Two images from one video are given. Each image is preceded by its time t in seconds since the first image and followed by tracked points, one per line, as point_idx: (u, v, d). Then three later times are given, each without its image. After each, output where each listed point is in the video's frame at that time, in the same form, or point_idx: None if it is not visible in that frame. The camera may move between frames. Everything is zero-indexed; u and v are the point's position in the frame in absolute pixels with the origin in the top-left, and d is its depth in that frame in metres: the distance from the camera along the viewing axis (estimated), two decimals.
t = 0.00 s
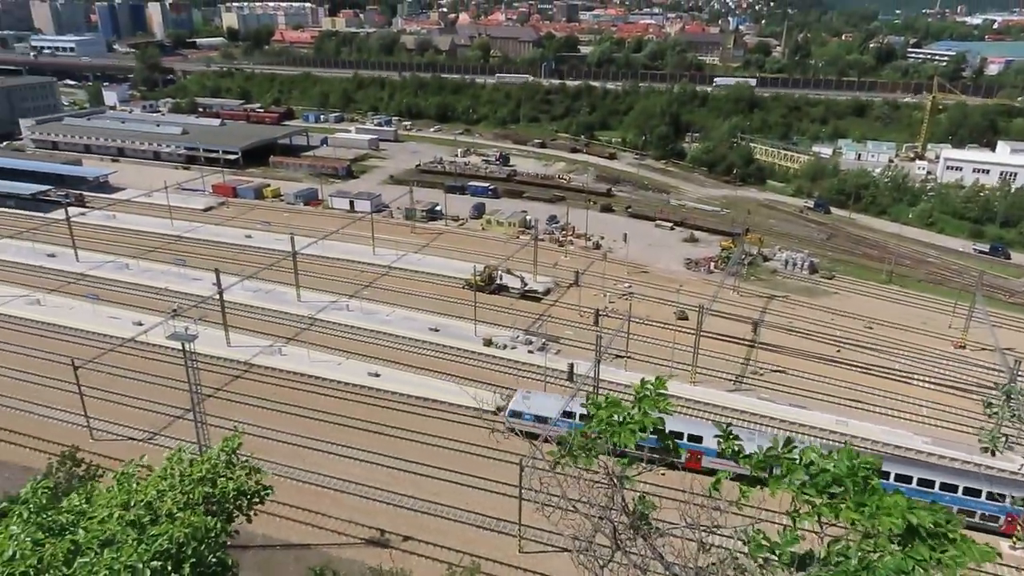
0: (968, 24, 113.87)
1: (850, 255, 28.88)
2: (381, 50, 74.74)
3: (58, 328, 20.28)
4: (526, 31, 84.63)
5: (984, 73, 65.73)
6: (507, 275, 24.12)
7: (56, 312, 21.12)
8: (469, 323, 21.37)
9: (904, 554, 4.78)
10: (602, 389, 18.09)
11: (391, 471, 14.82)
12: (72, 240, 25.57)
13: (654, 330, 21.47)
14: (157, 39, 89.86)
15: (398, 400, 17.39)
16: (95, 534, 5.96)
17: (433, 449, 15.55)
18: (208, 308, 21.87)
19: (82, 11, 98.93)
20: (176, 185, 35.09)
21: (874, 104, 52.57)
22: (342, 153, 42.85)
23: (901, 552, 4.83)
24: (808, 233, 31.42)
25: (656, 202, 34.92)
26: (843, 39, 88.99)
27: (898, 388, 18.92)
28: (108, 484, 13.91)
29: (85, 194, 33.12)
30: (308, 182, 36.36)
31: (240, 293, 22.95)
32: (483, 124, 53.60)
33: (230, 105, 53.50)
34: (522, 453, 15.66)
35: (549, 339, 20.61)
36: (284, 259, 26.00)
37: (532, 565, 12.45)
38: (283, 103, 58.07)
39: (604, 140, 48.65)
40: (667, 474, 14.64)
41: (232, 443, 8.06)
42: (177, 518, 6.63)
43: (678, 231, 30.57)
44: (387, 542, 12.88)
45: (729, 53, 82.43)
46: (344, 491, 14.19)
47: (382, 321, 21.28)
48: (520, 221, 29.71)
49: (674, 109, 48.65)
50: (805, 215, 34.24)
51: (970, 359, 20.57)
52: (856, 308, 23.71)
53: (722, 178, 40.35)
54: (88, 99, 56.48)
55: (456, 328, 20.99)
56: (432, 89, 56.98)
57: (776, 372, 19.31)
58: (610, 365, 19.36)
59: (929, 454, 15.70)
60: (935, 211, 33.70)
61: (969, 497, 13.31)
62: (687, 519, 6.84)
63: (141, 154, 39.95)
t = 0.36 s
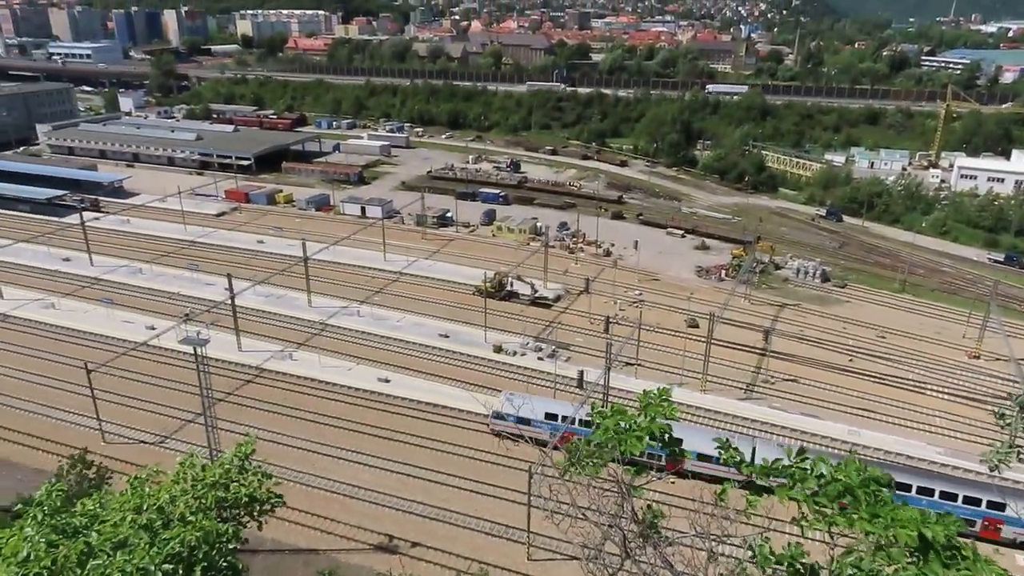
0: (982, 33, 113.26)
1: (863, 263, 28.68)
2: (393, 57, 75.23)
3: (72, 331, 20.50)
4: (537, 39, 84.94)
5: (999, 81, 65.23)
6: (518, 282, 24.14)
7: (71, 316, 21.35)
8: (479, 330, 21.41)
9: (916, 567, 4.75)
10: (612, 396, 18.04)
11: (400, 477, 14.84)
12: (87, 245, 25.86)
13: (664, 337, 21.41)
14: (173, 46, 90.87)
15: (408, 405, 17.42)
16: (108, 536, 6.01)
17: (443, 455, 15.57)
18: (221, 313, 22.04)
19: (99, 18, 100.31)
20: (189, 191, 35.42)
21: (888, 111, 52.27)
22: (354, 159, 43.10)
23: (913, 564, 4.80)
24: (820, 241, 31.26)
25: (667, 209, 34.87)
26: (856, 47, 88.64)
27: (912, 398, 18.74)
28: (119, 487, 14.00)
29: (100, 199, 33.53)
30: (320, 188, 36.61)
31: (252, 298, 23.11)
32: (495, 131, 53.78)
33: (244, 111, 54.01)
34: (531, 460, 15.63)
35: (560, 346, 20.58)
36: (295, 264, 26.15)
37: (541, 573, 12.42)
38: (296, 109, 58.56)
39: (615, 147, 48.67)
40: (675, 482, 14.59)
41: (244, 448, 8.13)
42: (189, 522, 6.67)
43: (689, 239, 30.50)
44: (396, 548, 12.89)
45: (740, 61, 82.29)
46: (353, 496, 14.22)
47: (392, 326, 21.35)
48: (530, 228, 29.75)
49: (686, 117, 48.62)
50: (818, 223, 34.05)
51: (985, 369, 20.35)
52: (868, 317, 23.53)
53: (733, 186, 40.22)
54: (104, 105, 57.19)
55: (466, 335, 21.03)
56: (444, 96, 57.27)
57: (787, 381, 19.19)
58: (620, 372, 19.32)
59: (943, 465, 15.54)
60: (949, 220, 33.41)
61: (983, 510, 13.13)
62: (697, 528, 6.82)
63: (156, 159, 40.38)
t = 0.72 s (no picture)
0: (998, 39, 112.33)
1: (877, 271, 28.44)
2: (407, 64, 75.73)
3: (87, 335, 20.73)
4: (550, 45, 85.22)
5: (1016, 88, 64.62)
6: (530, 288, 24.18)
7: (87, 320, 21.62)
8: (490, 336, 21.43)
9: None
10: (623, 403, 17.99)
11: (412, 483, 14.86)
12: (103, 249, 26.17)
13: (676, 344, 21.32)
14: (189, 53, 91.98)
15: (419, 411, 17.46)
16: (122, 539, 6.08)
17: (454, 461, 15.58)
18: (234, 317, 22.22)
19: (117, 26, 101.67)
20: (204, 196, 35.77)
21: (903, 118, 51.91)
22: (367, 165, 43.36)
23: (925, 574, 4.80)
24: (834, 248, 31.06)
25: (680, 216, 34.78)
26: (870, 54, 88.17)
27: (927, 407, 18.54)
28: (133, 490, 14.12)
29: (117, 204, 33.93)
30: (333, 194, 36.84)
31: (265, 303, 23.29)
32: (507, 137, 53.92)
33: (258, 117, 54.50)
34: (542, 466, 15.63)
35: (571, 352, 20.54)
36: (308, 269, 26.34)
37: None
38: (310, 115, 59.02)
39: (627, 153, 48.67)
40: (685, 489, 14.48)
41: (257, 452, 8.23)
42: (203, 525, 6.73)
43: (701, 246, 30.42)
44: (407, 554, 12.91)
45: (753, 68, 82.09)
46: (365, 501, 14.26)
47: (404, 332, 21.43)
48: (542, 234, 29.78)
49: (698, 123, 48.57)
50: (831, 230, 33.84)
51: (1002, 378, 20.13)
52: (882, 325, 23.34)
53: (746, 192, 40.07)
54: (122, 111, 57.90)
55: (478, 341, 21.06)
56: (457, 103, 57.55)
57: (801, 389, 19.04)
58: (632, 379, 19.27)
59: (958, 476, 15.37)
60: (965, 227, 33.08)
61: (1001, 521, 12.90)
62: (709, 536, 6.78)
63: (172, 165, 40.83)
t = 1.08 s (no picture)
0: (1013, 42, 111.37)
1: (889, 276, 28.22)
2: (417, 67, 76.04)
3: (99, 336, 20.89)
4: (560, 49, 85.33)
5: None
6: (539, 292, 24.15)
7: (99, 321, 21.79)
8: (500, 339, 21.42)
9: None
10: (632, 407, 17.92)
11: (421, 486, 14.86)
12: (115, 251, 26.38)
13: (686, 349, 21.23)
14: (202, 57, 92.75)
15: (428, 414, 17.46)
16: (133, 540, 6.11)
17: (463, 464, 15.57)
18: (245, 319, 22.33)
19: (131, 30, 102.69)
20: (216, 199, 36.00)
21: (916, 121, 51.52)
22: (377, 168, 43.51)
23: None
24: (845, 253, 30.85)
25: (690, 219, 34.68)
26: (883, 57, 87.68)
27: (940, 413, 18.34)
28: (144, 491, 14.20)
29: (129, 206, 34.21)
30: (344, 196, 36.98)
31: (276, 305, 23.38)
32: (517, 140, 53.95)
33: (270, 120, 54.84)
34: (550, 470, 15.59)
35: (580, 356, 20.50)
36: (318, 271, 26.44)
37: None
38: (321, 118, 59.32)
39: (637, 157, 48.61)
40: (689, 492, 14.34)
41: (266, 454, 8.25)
42: (212, 526, 6.76)
43: (712, 249, 30.29)
44: (415, 557, 12.91)
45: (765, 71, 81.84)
46: (374, 504, 14.27)
47: (413, 335, 21.45)
48: (552, 237, 29.76)
49: (709, 126, 48.44)
50: (843, 235, 33.61)
51: (1016, 385, 19.90)
52: (894, 330, 23.14)
53: (757, 196, 39.88)
54: (135, 114, 58.43)
55: (487, 344, 21.05)
56: (467, 106, 57.70)
57: (811, 395, 18.90)
58: (641, 383, 19.19)
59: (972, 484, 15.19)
60: (979, 232, 32.75)
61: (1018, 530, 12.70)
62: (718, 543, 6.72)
63: (184, 167, 41.13)
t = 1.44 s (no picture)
0: None
1: (904, 279, 27.97)
2: (430, 69, 76.38)
3: (114, 335, 21.13)
4: (573, 50, 85.36)
5: None
6: (551, 293, 24.17)
7: (114, 320, 22.04)
8: (511, 340, 21.43)
9: None
10: (643, 410, 17.88)
11: (431, 486, 14.89)
12: (130, 251, 26.67)
13: (698, 351, 21.15)
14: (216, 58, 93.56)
15: (439, 414, 17.51)
16: (145, 538, 6.18)
17: (474, 465, 15.60)
18: (258, 319, 22.50)
19: (147, 31, 103.74)
20: (230, 199, 36.32)
21: (932, 123, 51.04)
22: (390, 169, 43.69)
23: None
24: (859, 255, 30.62)
25: (703, 221, 34.57)
26: (898, 58, 87.04)
27: (955, 418, 18.13)
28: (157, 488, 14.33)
29: (145, 206, 34.56)
30: (357, 197, 37.16)
31: (288, 304, 23.54)
32: (530, 141, 53.98)
33: (283, 121, 55.22)
34: (561, 471, 15.60)
35: (591, 357, 20.50)
36: (331, 272, 26.61)
37: None
38: (334, 119, 59.67)
39: (650, 158, 48.47)
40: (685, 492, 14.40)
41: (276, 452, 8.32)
42: (223, 524, 6.82)
43: (725, 251, 30.14)
44: (425, 557, 12.94)
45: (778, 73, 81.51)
46: (384, 503, 14.32)
47: (424, 335, 21.54)
48: (564, 238, 29.75)
49: (722, 128, 48.25)
50: (857, 237, 33.35)
51: None
52: (908, 333, 22.93)
53: (770, 198, 39.67)
54: (150, 115, 59.01)
55: (499, 345, 21.08)
56: (480, 107, 57.85)
57: (825, 398, 18.75)
58: (652, 385, 19.13)
59: (988, 489, 15.03)
60: (995, 234, 32.36)
61: None
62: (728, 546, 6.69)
63: (198, 168, 41.51)
